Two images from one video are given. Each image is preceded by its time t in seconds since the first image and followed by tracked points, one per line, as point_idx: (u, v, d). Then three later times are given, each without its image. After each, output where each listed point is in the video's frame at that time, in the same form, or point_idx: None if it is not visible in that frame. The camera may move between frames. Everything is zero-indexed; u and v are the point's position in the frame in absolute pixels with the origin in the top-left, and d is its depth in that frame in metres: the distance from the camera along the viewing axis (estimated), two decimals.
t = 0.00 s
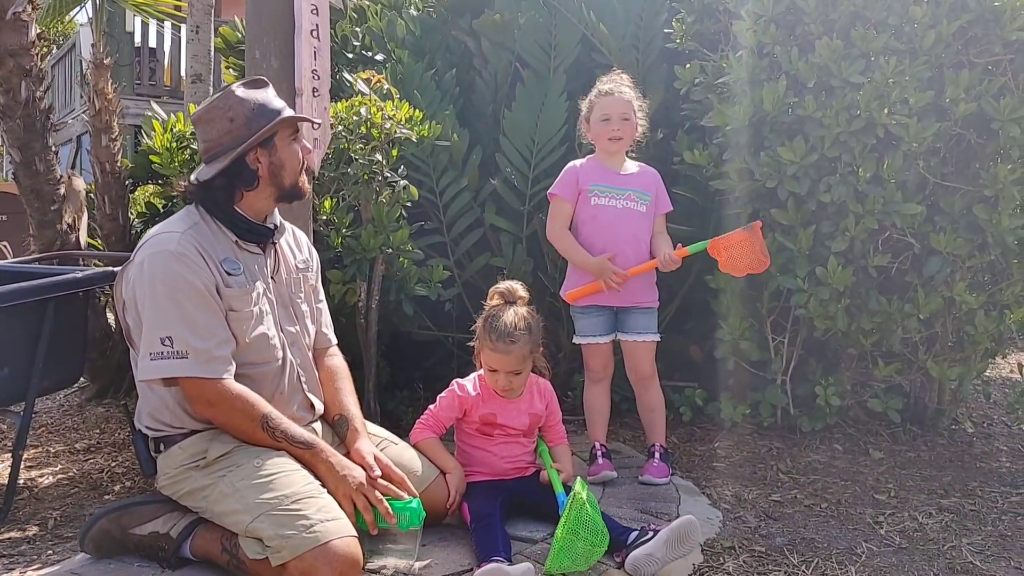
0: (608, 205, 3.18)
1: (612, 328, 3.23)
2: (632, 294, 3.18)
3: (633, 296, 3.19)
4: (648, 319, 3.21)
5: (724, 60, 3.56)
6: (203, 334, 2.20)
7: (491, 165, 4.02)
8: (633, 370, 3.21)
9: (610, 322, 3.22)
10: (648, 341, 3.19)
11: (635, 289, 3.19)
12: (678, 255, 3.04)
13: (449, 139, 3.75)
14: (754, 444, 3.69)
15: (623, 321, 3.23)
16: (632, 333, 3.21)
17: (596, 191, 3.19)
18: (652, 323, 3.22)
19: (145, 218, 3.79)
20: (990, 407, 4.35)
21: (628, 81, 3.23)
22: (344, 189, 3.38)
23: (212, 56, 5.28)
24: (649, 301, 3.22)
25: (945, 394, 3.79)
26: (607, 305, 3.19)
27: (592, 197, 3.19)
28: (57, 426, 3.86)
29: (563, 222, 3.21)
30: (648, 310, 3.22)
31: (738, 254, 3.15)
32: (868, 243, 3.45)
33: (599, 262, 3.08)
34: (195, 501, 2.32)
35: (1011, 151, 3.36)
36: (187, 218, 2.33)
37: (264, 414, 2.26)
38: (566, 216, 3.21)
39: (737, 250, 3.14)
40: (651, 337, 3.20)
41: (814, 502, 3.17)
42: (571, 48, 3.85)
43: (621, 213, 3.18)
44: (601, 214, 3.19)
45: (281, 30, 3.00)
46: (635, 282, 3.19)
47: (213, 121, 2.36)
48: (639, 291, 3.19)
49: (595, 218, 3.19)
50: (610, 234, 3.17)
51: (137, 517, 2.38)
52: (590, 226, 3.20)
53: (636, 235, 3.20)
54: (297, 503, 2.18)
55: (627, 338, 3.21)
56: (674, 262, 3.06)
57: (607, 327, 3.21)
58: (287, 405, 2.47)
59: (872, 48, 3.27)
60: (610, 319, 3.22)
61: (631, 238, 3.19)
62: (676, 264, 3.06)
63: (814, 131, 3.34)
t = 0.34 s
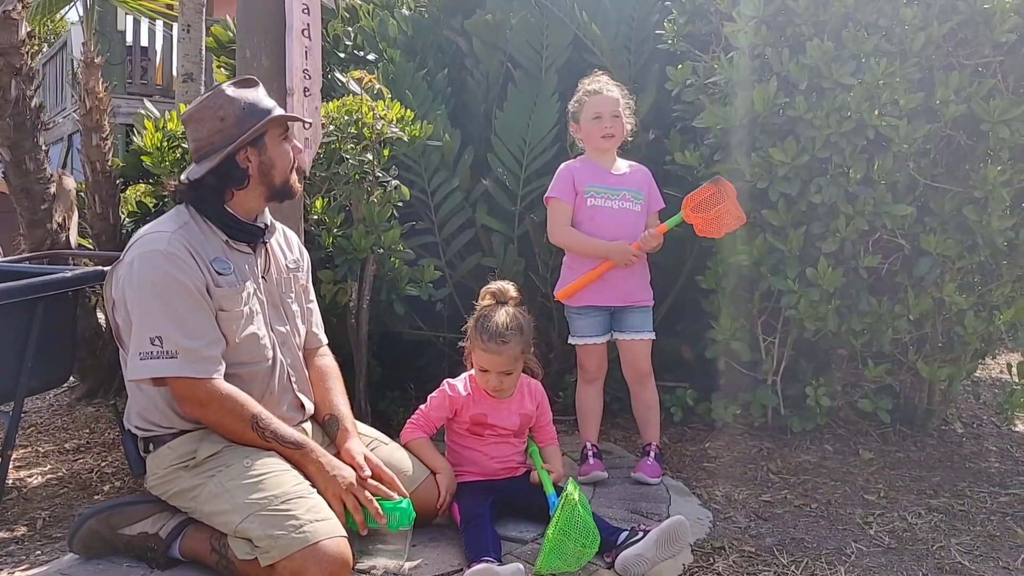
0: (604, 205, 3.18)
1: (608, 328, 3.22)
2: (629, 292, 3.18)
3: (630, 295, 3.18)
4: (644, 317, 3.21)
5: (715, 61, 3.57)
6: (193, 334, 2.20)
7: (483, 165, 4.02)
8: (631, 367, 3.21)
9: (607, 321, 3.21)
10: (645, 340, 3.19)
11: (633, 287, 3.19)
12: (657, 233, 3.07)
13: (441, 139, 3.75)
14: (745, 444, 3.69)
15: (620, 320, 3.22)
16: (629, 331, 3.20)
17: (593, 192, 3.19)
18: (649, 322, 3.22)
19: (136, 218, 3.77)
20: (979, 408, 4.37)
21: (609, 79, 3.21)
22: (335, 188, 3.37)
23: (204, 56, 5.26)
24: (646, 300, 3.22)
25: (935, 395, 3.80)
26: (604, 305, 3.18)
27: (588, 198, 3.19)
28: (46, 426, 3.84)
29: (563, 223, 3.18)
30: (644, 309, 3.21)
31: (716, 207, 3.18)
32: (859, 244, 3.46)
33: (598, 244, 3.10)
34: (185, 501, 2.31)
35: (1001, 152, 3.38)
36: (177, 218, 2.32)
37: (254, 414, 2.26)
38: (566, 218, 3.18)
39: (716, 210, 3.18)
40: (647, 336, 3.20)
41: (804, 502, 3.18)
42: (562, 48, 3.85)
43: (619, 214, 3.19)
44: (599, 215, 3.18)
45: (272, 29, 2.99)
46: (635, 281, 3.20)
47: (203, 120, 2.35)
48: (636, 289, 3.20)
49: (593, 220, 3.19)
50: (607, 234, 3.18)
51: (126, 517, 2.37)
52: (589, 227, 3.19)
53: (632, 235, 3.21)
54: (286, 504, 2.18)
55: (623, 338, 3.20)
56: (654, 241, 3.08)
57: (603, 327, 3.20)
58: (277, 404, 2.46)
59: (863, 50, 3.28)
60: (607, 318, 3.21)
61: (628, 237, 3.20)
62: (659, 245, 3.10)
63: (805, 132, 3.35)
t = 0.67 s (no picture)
0: (595, 208, 3.18)
1: (599, 330, 3.23)
2: (619, 294, 3.19)
3: (622, 297, 3.19)
4: (636, 319, 3.22)
5: (704, 64, 3.58)
6: (182, 336, 2.19)
7: (473, 166, 4.02)
8: (622, 368, 3.22)
9: (598, 323, 3.22)
10: (635, 341, 3.20)
11: (625, 289, 3.19)
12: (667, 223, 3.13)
13: (430, 140, 3.75)
14: (733, 446, 3.70)
15: (611, 322, 3.24)
16: (619, 333, 3.21)
17: (583, 194, 3.18)
18: (640, 324, 3.24)
19: (124, 218, 3.74)
20: (966, 409, 4.39)
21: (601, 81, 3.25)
22: (324, 190, 3.36)
23: (192, 56, 5.24)
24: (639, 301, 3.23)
25: (922, 396, 3.82)
26: (596, 307, 3.19)
27: (579, 200, 3.18)
28: (33, 428, 3.81)
29: (553, 226, 3.17)
30: (636, 310, 3.23)
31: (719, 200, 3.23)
32: (846, 246, 3.48)
33: (586, 248, 3.11)
34: (172, 503, 2.30)
35: (987, 156, 3.40)
36: (165, 219, 2.32)
37: (242, 416, 2.25)
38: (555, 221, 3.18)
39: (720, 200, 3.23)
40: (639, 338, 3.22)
41: (792, 504, 3.19)
42: (551, 50, 3.85)
43: (609, 216, 3.19)
44: (590, 217, 3.18)
45: (262, 30, 2.98)
46: (627, 283, 3.20)
47: (193, 120, 2.34)
48: (628, 291, 3.20)
49: (584, 222, 3.18)
50: (598, 237, 3.17)
51: (114, 519, 2.36)
52: (579, 230, 3.18)
53: (623, 238, 3.22)
54: (275, 506, 2.17)
55: (614, 339, 3.22)
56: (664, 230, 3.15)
57: (594, 329, 3.21)
58: (265, 406, 2.45)
59: (851, 53, 3.30)
60: (597, 320, 3.21)
61: (618, 240, 3.20)
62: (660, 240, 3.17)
63: (793, 135, 3.36)
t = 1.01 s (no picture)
0: (586, 210, 3.18)
1: (591, 332, 3.22)
2: (612, 296, 3.18)
3: (615, 299, 3.19)
4: (628, 321, 3.22)
5: (693, 66, 3.59)
6: (171, 337, 2.18)
7: (462, 168, 4.02)
8: (610, 366, 3.23)
9: (589, 325, 3.22)
10: (626, 343, 3.20)
11: (616, 291, 3.19)
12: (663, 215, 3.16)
13: (419, 142, 3.75)
14: (722, 447, 3.71)
15: (602, 323, 3.24)
16: (610, 335, 3.21)
17: (574, 197, 3.19)
18: (632, 326, 3.24)
19: (112, 220, 3.73)
20: (953, 411, 4.42)
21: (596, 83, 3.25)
22: (313, 191, 3.35)
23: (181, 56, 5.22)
24: (632, 303, 3.23)
25: (910, 398, 3.83)
26: (588, 310, 3.19)
27: (570, 203, 3.19)
28: (19, 430, 3.79)
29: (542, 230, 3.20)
30: (628, 312, 3.22)
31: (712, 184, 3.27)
32: (835, 248, 3.49)
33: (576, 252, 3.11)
34: (160, 506, 2.29)
35: (974, 159, 3.42)
36: (155, 220, 2.31)
37: (231, 418, 2.24)
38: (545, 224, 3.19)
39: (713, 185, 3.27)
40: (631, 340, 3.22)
41: (781, 505, 3.20)
42: (540, 52, 3.85)
43: (600, 219, 3.19)
44: (581, 220, 3.19)
45: (251, 31, 2.98)
46: (618, 285, 3.19)
47: (184, 121, 2.34)
48: (620, 293, 3.19)
49: (574, 225, 3.19)
50: (589, 239, 3.18)
51: (101, 522, 2.35)
52: (569, 232, 3.20)
53: (614, 240, 3.22)
54: (264, 508, 2.17)
55: (604, 341, 3.22)
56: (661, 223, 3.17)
57: (586, 331, 3.21)
58: (253, 407, 2.44)
59: (839, 56, 3.31)
60: (589, 322, 3.21)
61: (609, 242, 3.20)
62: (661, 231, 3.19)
63: (782, 137, 3.38)
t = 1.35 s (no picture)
0: (573, 211, 3.19)
1: (578, 331, 3.22)
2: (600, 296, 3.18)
3: (603, 299, 3.18)
4: (614, 320, 3.22)
5: (673, 66, 3.61)
6: (148, 335, 2.16)
7: (442, 167, 4.01)
8: (594, 365, 3.23)
9: (576, 325, 3.21)
10: (613, 342, 3.21)
11: (604, 292, 3.18)
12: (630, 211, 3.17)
13: (399, 140, 3.74)
14: (700, 446, 3.72)
15: (589, 322, 3.23)
16: (597, 334, 3.21)
17: (561, 197, 3.19)
18: (618, 325, 3.23)
19: (89, 218, 3.69)
20: (928, 410, 4.47)
21: (587, 81, 3.25)
22: (292, 189, 3.33)
23: (159, 53, 5.17)
24: (620, 303, 3.22)
25: (886, 397, 3.87)
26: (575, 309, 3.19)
27: (557, 204, 3.19)
28: None
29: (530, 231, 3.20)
30: (615, 311, 3.22)
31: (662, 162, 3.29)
32: (812, 248, 3.52)
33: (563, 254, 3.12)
34: (136, 506, 2.27)
35: (950, 160, 3.46)
36: (132, 217, 2.29)
37: (209, 417, 2.22)
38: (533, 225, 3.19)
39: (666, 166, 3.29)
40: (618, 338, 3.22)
41: (759, 504, 3.22)
42: (521, 52, 3.85)
43: (587, 219, 3.19)
44: (568, 221, 3.19)
45: (229, 28, 2.96)
46: (605, 285, 3.19)
47: (161, 118, 2.32)
48: (607, 293, 3.18)
49: (562, 225, 3.19)
50: (577, 240, 3.18)
51: (76, 523, 2.33)
52: (557, 233, 3.20)
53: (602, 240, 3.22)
54: (241, 508, 2.15)
55: (591, 339, 3.22)
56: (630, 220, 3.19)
57: (573, 331, 3.20)
58: (230, 406, 2.43)
59: (817, 57, 3.34)
60: (576, 321, 3.21)
61: (597, 242, 3.20)
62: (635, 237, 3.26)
63: (760, 138, 3.40)
